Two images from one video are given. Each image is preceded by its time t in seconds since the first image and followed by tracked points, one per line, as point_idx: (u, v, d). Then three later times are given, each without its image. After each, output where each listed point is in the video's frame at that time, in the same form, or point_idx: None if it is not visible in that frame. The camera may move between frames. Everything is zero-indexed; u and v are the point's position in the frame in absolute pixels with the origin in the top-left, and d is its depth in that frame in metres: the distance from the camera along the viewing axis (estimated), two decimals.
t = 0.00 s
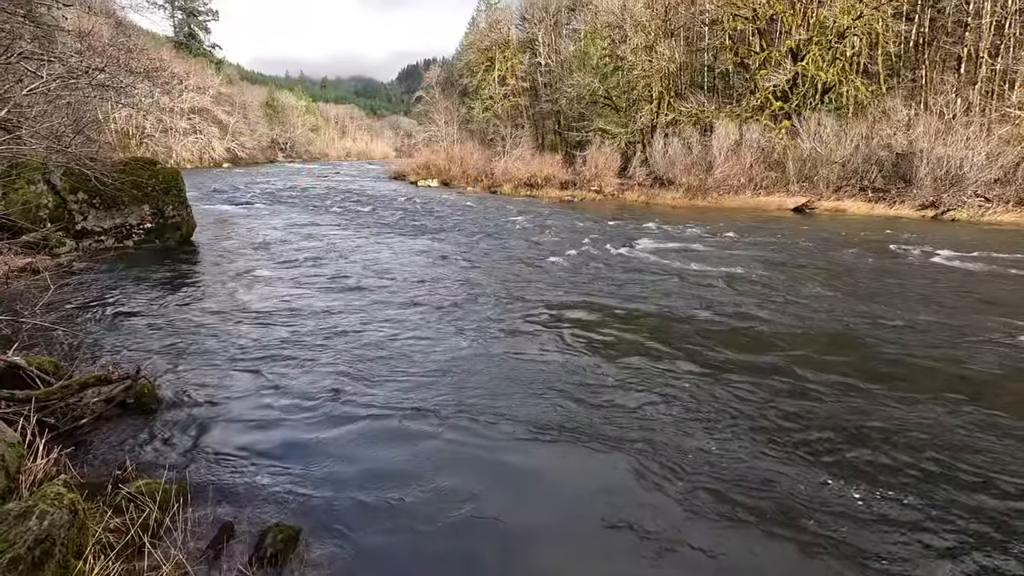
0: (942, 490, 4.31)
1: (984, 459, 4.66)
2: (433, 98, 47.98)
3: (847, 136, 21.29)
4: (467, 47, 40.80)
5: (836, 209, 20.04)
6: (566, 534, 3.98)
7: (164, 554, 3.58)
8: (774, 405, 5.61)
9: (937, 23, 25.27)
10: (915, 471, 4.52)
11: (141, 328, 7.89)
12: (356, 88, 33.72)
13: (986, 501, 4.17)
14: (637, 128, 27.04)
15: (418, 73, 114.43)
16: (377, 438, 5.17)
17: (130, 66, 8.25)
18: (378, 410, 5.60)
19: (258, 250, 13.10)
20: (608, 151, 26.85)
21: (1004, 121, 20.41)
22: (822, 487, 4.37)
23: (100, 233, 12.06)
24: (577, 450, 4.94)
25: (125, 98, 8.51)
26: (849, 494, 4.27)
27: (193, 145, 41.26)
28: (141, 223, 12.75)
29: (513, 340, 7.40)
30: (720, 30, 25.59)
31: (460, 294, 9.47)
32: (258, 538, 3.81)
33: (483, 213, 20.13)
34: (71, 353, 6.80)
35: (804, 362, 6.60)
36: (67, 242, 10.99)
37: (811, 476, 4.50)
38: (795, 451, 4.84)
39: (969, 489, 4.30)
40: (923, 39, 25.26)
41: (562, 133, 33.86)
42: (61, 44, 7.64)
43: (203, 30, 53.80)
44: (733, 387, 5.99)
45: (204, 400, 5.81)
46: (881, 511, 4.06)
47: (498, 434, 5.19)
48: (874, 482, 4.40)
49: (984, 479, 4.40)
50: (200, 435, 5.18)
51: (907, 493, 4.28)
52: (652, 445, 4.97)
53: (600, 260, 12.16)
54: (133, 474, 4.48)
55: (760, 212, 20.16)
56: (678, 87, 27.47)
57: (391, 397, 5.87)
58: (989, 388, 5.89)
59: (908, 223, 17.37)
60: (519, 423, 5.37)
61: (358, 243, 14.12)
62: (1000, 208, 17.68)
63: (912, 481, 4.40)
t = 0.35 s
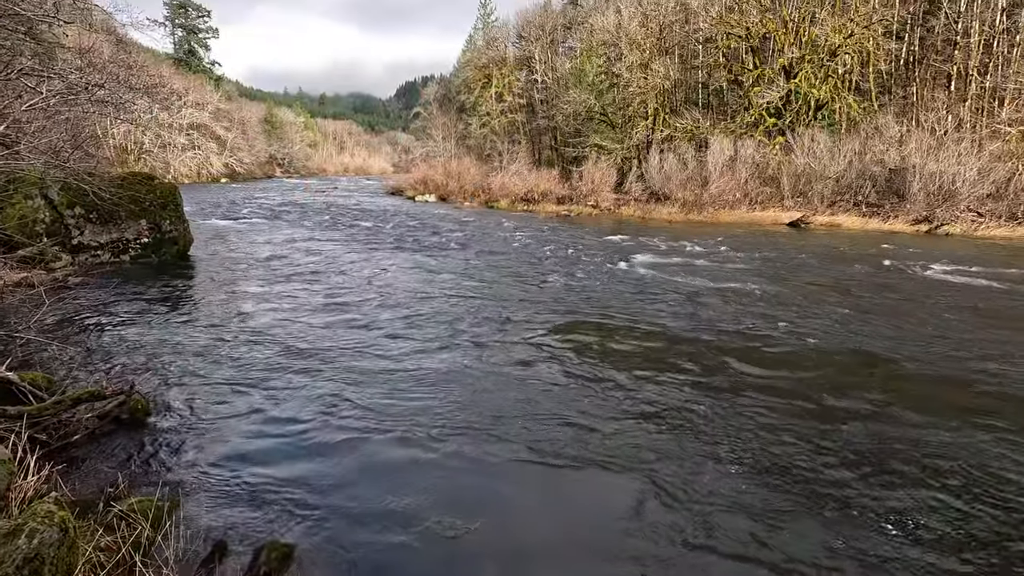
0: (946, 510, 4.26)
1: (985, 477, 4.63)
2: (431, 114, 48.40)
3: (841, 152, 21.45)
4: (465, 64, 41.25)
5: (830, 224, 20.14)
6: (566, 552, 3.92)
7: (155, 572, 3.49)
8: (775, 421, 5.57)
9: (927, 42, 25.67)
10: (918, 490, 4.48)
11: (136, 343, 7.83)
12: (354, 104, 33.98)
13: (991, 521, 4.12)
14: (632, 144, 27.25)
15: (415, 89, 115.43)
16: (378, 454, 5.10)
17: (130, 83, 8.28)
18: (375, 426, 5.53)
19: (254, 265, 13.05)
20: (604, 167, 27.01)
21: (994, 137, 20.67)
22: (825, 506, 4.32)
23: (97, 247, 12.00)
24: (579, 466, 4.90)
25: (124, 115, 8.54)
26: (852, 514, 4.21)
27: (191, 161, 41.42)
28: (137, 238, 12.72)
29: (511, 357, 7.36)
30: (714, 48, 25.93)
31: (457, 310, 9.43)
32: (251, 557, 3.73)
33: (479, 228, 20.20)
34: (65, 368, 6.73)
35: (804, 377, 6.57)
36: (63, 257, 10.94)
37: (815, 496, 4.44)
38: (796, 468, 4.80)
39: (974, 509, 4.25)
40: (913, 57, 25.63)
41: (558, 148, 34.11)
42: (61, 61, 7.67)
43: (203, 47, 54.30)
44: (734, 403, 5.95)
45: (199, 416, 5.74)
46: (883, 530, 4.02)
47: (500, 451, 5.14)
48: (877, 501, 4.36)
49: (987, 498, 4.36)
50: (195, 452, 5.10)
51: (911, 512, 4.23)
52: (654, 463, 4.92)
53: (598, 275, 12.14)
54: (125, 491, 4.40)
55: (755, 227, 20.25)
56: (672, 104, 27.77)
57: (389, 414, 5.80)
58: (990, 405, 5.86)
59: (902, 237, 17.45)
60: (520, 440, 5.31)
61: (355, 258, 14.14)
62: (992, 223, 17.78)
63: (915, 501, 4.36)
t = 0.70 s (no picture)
0: (955, 526, 4.18)
1: (994, 491, 4.54)
2: (427, 128, 48.68)
3: (833, 165, 21.62)
4: (461, 79, 41.57)
5: (825, 236, 20.21)
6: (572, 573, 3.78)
7: None
8: (778, 435, 5.49)
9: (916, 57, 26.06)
10: (926, 505, 4.39)
11: (129, 356, 7.72)
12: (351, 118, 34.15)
13: (1002, 537, 4.03)
14: (627, 157, 27.41)
15: (411, 104, 116.34)
16: (378, 470, 4.96)
17: (127, 96, 8.25)
18: (372, 442, 5.42)
19: (250, 278, 12.96)
20: (599, 180, 27.13)
21: (984, 151, 20.89)
22: (832, 523, 4.23)
23: (91, 260, 11.90)
24: (583, 481, 4.78)
25: (121, 128, 8.49)
26: (860, 531, 4.12)
27: (187, 174, 41.42)
28: (132, 250, 12.63)
29: (510, 370, 7.27)
30: (707, 63, 26.22)
31: (455, 323, 9.35)
32: None
33: (476, 241, 20.20)
34: (57, 382, 6.62)
35: (806, 390, 6.50)
36: (56, 269, 10.84)
37: (821, 511, 4.36)
38: (802, 484, 4.71)
39: (984, 525, 4.16)
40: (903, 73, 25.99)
41: (554, 161, 34.26)
42: (58, 74, 7.63)
43: (201, 61, 54.55)
44: (736, 417, 5.87)
45: (192, 431, 5.62)
46: (891, 548, 3.92)
47: (502, 467, 5.01)
48: (885, 517, 4.26)
49: (996, 513, 4.28)
50: (187, 467, 4.99)
51: (920, 528, 4.14)
52: (658, 478, 4.82)
53: (595, 288, 12.09)
54: (116, 507, 4.29)
55: (750, 239, 20.31)
56: (666, 118, 27.99)
57: (386, 429, 5.69)
58: (995, 419, 5.79)
59: (895, 249, 17.52)
60: (521, 455, 5.19)
61: (351, 270, 14.08)
62: (984, 235, 17.85)
63: (924, 516, 4.27)
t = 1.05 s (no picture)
0: (962, 539, 4.11)
1: (993, 500, 4.54)
2: (423, 138, 48.94)
3: (827, 175, 21.76)
4: (457, 90, 41.78)
5: (819, 245, 20.32)
6: None
7: None
8: (780, 447, 5.44)
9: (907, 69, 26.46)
10: (932, 518, 4.33)
11: (123, 366, 7.65)
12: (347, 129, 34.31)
13: (1010, 550, 3.96)
14: (622, 167, 27.56)
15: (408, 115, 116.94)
16: (378, 483, 4.89)
17: (124, 107, 8.24)
18: (368, 454, 5.34)
19: (245, 288, 12.87)
20: (595, 190, 27.24)
21: (975, 161, 21.09)
22: (837, 536, 4.18)
23: (85, 270, 11.82)
24: (585, 496, 4.72)
25: (117, 138, 8.47)
26: (865, 545, 4.06)
27: (183, 183, 41.40)
28: (126, 260, 12.57)
29: (508, 382, 7.20)
30: (700, 74, 26.44)
31: (452, 334, 9.28)
32: None
33: (472, 250, 20.24)
34: (48, 392, 6.54)
35: (807, 401, 6.45)
36: (50, 279, 10.77)
37: (825, 525, 4.30)
38: (798, 492, 4.72)
39: (991, 538, 4.09)
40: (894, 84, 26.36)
41: (550, 171, 34.45)
42: (55, 84, 7.62)
43: (198, 71, 54.72)
44: (737, 429, 5.82)
45: (186, 442, 5.54)
46: (895, 561, 3.87)
47: (503, 480, 4.95)
48: (891, 531, 4.21)
49: (995, 521, 4.27)
50: (181, 479, 4.91)
51: (925, 542, 4.09)
52: (660, 492, 4.77)
53: (592, 298, 12.05)
54: (107, 520, 4.20)
55: (745, 249, 20.38)
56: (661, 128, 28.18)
57: (383, 441, 5.61)
58: (999, 428, 5.74)
59: (889, 259, 17.61)
60: (522, 469, 5.13)
61: (348, 280, 14.07)
62: (977, 244, 17.94)
63: (930, 529, 4.21)
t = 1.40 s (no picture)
0: (967, 537, 4.05)
1: (990, 497, 4.53)
2: (419, 147, 49.11)
3: (820, 184, 21.91)
4: (453, 99, 41.99)
5: (812, 253, 20.45)
6: None
7: None
8: (782, 452, 5.37)
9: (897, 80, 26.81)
10: (936, 517, 4.28)
11: (116, 376, 7.58)
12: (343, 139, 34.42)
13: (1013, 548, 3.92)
14: (617, 176, 27.70)
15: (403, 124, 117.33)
16: (377, 496, 4.80)
17: (118, 115, 8.23)
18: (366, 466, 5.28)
19: (239, 297, 12.79)
20: (590, 199, 27.35)
21: (965, 170, 21.31)
22: (839, 533, 4.15)
23: (77, 279, 11.75)
24: (584, 501, 4.65)
25: (111, 146, 8.45)
26: (871, 545, 3.99)
27: (177, 193, 41.34)
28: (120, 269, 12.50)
29: (505, 391, 7.13)
30: (694, 84, 26.67)
31: (449, 344, 9.20)
32: None
33: (467, 259, 20.25)
34: (39, 403, 6.45)
35: (807, 407, 6.40)
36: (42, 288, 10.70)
37: (828, 526, 4.23)
38: (798, 491, 4.69)
39: (996, 537, 4.04)
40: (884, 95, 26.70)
41: (545, 180, 34.61)
42: (49, 93, 7.61)
43: (193, 81, 54.83)
44: (738, 434, 5.76)
45: (179, 454, 5.49)
46: (898, 557, 3.85)
47: (502, 488, 4.88)
48: (894, 530, 4.14)
49: (993, 517, 4.26)
50: (175, 492, 4.85)
51: (926, 539, 4.06)
52: (661, 495, 4.70)
53: (589, 307, 12.01)
54: (97, 533, 4.13)
55: (739, 257, 20.47)
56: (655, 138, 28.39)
57: (380, 453, 5.54)
58: (1001, 432, 5.69)
59: (882, 267, 17.73)
60: (521, 477, 5.06)
61: (343, 289, 14.04)
62: (968, 252, 18.08)
63: (934, 528, 4.14)
